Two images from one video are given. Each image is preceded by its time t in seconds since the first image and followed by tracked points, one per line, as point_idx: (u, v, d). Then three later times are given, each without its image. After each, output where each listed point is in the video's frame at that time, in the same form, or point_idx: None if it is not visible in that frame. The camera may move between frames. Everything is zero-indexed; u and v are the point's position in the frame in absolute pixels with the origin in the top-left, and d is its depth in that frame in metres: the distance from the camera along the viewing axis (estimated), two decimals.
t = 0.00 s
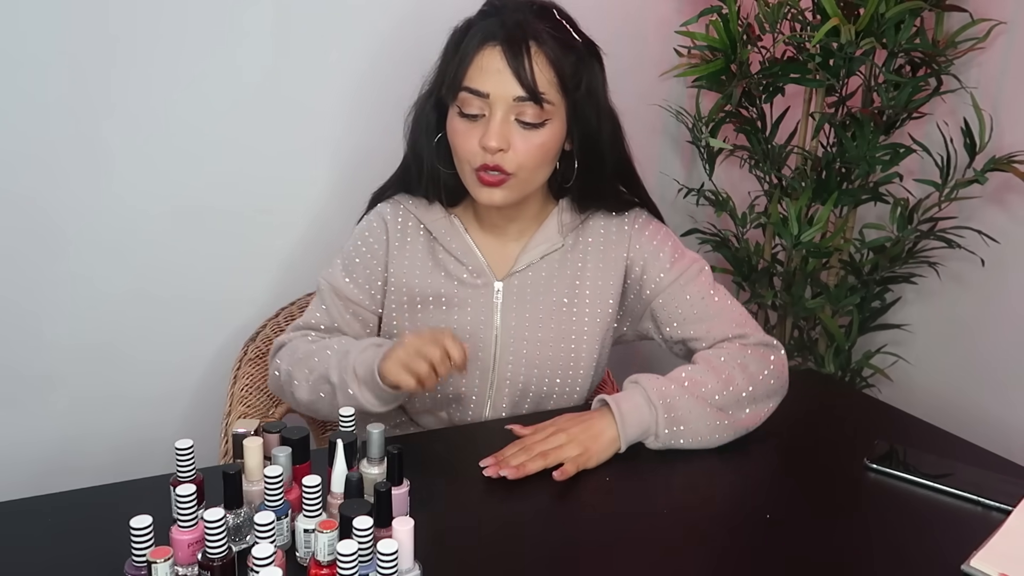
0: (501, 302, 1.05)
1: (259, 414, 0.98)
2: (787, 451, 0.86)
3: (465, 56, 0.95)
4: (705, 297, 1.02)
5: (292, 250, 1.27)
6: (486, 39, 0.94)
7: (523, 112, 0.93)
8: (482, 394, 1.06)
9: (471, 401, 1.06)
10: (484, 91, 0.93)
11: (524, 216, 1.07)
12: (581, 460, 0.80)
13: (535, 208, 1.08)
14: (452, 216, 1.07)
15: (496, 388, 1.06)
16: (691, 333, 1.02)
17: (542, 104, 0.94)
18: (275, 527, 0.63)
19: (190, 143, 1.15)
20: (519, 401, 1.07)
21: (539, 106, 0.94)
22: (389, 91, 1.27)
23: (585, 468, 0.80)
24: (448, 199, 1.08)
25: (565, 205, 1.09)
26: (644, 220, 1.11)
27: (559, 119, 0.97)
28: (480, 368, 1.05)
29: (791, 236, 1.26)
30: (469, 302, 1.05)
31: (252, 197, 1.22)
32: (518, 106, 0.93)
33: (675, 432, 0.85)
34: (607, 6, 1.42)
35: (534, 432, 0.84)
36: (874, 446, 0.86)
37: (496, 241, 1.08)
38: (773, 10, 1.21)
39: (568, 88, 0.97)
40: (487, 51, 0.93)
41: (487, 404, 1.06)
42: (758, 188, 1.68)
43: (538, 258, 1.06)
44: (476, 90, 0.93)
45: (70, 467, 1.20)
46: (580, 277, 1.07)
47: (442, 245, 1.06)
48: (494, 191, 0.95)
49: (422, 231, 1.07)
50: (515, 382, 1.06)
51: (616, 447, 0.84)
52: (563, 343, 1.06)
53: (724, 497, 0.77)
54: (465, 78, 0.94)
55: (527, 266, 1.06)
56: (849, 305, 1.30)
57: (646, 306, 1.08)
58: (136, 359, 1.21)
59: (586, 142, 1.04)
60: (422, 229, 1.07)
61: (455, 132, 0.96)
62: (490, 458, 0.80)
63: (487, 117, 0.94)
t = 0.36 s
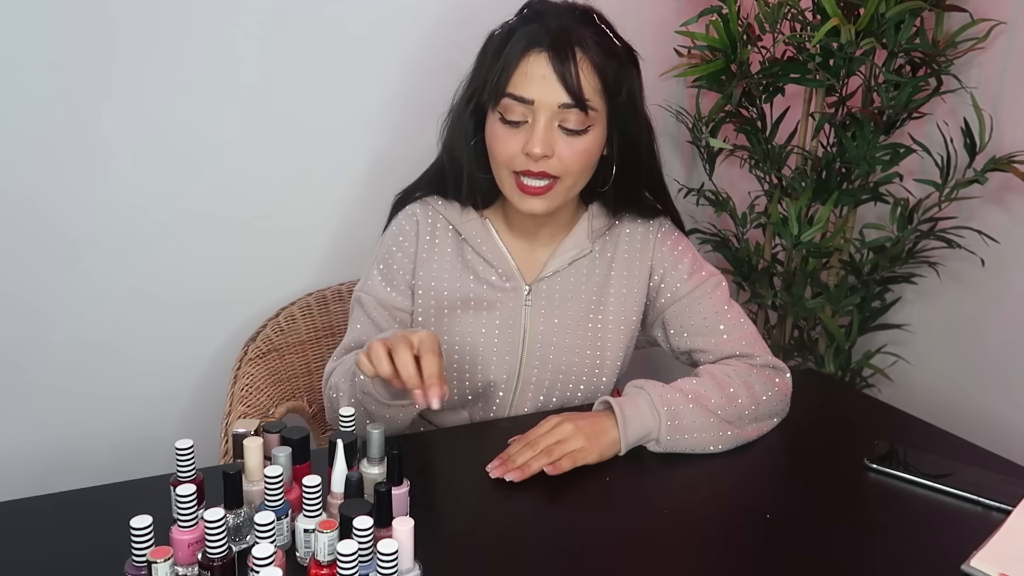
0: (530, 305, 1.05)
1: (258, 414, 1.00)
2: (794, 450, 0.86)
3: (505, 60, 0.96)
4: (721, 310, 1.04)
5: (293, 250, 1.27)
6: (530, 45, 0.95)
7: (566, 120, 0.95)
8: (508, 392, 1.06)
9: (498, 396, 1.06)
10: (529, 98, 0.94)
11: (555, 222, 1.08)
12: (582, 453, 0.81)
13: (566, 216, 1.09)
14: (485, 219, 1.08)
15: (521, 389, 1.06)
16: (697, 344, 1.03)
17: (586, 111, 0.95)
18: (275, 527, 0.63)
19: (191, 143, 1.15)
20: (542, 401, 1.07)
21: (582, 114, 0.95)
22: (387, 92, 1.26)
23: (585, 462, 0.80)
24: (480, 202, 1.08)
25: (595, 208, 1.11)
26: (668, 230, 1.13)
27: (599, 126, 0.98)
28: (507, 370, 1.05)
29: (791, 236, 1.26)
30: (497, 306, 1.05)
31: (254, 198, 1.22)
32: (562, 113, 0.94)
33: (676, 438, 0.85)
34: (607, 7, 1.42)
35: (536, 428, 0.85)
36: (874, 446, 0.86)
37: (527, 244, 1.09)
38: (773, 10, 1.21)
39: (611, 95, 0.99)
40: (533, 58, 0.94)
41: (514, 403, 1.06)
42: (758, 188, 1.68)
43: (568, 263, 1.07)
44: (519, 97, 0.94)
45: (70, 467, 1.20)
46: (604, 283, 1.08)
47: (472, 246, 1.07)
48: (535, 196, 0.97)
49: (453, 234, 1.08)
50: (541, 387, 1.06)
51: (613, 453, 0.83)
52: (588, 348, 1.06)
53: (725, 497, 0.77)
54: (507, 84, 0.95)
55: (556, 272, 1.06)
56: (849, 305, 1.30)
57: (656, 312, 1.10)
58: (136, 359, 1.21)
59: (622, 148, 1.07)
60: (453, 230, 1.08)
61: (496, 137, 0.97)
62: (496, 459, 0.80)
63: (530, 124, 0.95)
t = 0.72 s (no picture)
0: (538, 297, 1.06)
1: (258, 414, 1.00)
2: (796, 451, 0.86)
3: (513, 47, 0.96)
4: (721, 308, 1.04)
5: (293, 251, 1.27)
6: (538, 31, 0.95)
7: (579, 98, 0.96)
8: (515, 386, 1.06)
9: (505, 391, 1.06)
10: (541, 79, 0.95)
11: (564, 214, 1.08)
12: (581, 456, 0.81)
13: (575, 208, 1.08)
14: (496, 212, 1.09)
15: (527, 385, 1.06)
16: (697, 341, 1.03)
17: (597, 88, 0.96)
18: (275, 527, 0.63)
19: (192, 143, 1.15)
20: (549, 397, 1.06)
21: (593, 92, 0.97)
22: (387, 92, 1.26)
23: (584, 465, 0.80)
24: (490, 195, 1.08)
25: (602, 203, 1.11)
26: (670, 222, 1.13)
27: (608, 106, 0.99)
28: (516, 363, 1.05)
29: (791, 236, 1.26)
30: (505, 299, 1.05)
31: (255, 198, 1.22)
32: (575, 91, 0.95)
33: (676, 436, 0.85)
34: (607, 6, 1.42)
35: (536, 431, 0.85)
36: (874, 446, 0.86)
37: (535, 237, 1.09)
38: (773, 10, 1.21)
39: (618, 76, 1.00)
40: (543, 40, 0.95)
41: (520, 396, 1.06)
42: (758, 188, 1.68)
43: (575, 256, 1.07)
44: (532, 79, 0.95)
45: (70, 467, 1.20)
46: (612, 277, 1.08)
47: (481, 238, 1.07)
48: (554, 178, 0.96)
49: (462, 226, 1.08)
50: (548, 379, 1.05)
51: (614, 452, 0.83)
52: (595, 343, 1.06)
53: (727, 496, 0.77)
54: (518, 68, 0.96)
55: (563, 265, 1.07)
56: (849, 305, 1.30)
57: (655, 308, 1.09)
58: (137, 359, 1.21)
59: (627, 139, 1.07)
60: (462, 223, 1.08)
61: (509, 121, 0.97)
62: (496, 460, 0.80)
63: (544, 104, 0.95)
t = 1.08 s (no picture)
0: (543, 289, 1.06)
1: (258, 414, 1.00)
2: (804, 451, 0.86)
3: (513, 39, 0.96)
4: (719, 306, 1.03)
5: (293, 251, 1.27)
6: (539, 22, 0.95)
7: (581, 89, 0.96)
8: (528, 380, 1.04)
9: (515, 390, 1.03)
10: (543, 69, 0.95)
11: (565, 207, 1.08)
12: (580, 459, 0.81)
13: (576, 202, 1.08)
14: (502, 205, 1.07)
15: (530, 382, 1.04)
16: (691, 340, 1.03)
17: (598, 79, 0.96)
18: (275, 527, 0.63)
19: (192, 144, 1.15)
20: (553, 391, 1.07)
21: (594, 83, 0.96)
22: (388, 93, 1.26)
23: (584, 468, 0.81)
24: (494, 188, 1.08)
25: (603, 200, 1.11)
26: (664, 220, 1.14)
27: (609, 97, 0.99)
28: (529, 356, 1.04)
29: (791, 236, 1.26)
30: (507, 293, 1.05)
31: (255, 198, 1.22)
32: (577, 82, 0.95)
33: (674, 434, 0.87)
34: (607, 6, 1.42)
35: (535, 436, 0.85)
36: (874, 446, 0.86)
37: (538, 228, 1.08)
38: (773, 10, 1.21)
39: (617, 68, 1.00)
40: (545, 32, 0.95)
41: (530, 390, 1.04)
42: (758, 188, 1.68)
43: (577, 252, 1.07)
44: (534, 70, 0.95)
45: (70, 467, 1.20)
46: (614, 274, 1.09)
47: (489, 230, 1.06)
48: (557, 172, 0.97)
49: (469, 217, 1.06)
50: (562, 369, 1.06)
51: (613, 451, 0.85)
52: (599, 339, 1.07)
53: (727, 495, 0.77)
54: (519, 59, 0.95)
55: (568, 259, 1.07)
56: (849, 305, 1.30)
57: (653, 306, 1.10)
58: (136, 359, 1.21)
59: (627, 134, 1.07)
60: (470, 215, 1.06)
61: (511, 112, 0.97)
62: (495, 460, 0.81)
63: (545, 94, 0.95)
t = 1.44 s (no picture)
0: (558, 304, 1.04)
1: (258, 414, 1.00)
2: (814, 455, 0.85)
3: (534, 53, 0.94)
4: (723, 307, 1.04)
5: (293, 251, 1.27)
6: (560, 36, 0.94)
7: (603, 106, 0.95)
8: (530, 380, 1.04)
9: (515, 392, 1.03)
10: (568, 87, 0.93)
11: (577, 219, 1.06)
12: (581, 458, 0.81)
13: (586, 212, 1.07)
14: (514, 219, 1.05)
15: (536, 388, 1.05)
16: (694, 341, 1.04)
17: (619, 96, 0.96)
18: (275, 527, 0.63)
19: (193, 144, 1.15)
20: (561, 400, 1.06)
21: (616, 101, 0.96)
22: (388, 93, 1.26)
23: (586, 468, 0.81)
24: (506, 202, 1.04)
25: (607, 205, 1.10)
26: (672, 224, 1.14)
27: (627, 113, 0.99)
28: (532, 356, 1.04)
29: (791, 236, 1.26)
30: (522, 302, 1.03)
31: (256, 199, 1.22)
32: (599, 100, 0.94)
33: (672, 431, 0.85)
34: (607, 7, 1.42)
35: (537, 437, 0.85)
36: (874, 446, 0.86)
37: (548, 240, 1.06)
38: (773, 10, 1.21)
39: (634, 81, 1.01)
40: (567, 48, 0.94)
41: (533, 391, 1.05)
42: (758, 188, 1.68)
43: (588, 266, 1.06)
44: (558, 88, 0.93)
45: (69, 467, 1.20)
46: (619, 275, 1.08)
47: (502, 244, 1.03)
48: (582, 188, 0.96)
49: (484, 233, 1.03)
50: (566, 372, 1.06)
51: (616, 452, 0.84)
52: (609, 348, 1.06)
53: (726, 494, 0.77)
54: (543, 77, 0.94)
55: (579, 273, 1.05)
56: (849, 305, 1.30)
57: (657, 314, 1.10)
58: (136, 359, 1.21)
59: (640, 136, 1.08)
60: (484, 230, 1.03)
61: (535, 129, 0.95)
62: (495, 460, 0.81)
63: (570, 112, 0.94)
